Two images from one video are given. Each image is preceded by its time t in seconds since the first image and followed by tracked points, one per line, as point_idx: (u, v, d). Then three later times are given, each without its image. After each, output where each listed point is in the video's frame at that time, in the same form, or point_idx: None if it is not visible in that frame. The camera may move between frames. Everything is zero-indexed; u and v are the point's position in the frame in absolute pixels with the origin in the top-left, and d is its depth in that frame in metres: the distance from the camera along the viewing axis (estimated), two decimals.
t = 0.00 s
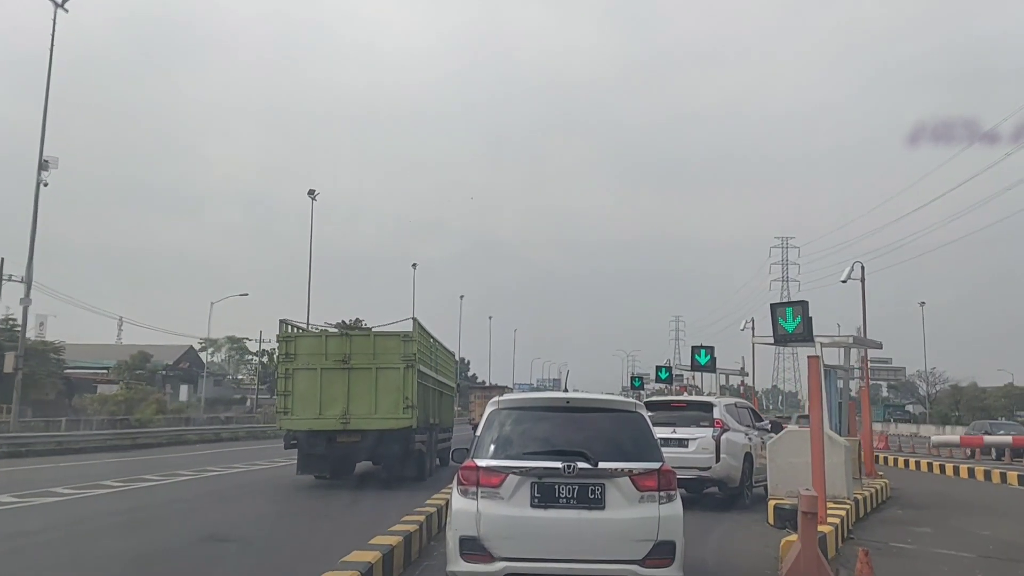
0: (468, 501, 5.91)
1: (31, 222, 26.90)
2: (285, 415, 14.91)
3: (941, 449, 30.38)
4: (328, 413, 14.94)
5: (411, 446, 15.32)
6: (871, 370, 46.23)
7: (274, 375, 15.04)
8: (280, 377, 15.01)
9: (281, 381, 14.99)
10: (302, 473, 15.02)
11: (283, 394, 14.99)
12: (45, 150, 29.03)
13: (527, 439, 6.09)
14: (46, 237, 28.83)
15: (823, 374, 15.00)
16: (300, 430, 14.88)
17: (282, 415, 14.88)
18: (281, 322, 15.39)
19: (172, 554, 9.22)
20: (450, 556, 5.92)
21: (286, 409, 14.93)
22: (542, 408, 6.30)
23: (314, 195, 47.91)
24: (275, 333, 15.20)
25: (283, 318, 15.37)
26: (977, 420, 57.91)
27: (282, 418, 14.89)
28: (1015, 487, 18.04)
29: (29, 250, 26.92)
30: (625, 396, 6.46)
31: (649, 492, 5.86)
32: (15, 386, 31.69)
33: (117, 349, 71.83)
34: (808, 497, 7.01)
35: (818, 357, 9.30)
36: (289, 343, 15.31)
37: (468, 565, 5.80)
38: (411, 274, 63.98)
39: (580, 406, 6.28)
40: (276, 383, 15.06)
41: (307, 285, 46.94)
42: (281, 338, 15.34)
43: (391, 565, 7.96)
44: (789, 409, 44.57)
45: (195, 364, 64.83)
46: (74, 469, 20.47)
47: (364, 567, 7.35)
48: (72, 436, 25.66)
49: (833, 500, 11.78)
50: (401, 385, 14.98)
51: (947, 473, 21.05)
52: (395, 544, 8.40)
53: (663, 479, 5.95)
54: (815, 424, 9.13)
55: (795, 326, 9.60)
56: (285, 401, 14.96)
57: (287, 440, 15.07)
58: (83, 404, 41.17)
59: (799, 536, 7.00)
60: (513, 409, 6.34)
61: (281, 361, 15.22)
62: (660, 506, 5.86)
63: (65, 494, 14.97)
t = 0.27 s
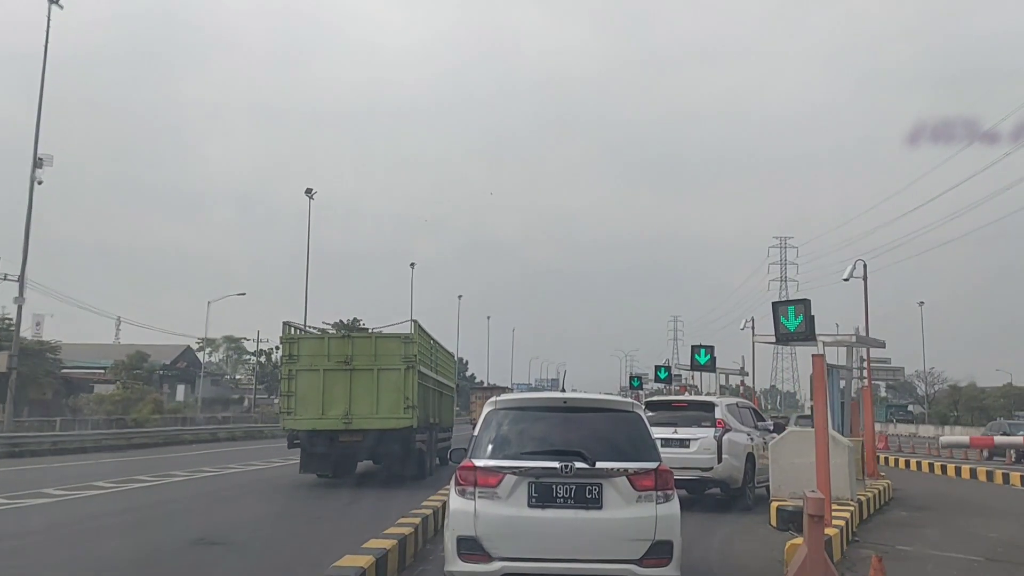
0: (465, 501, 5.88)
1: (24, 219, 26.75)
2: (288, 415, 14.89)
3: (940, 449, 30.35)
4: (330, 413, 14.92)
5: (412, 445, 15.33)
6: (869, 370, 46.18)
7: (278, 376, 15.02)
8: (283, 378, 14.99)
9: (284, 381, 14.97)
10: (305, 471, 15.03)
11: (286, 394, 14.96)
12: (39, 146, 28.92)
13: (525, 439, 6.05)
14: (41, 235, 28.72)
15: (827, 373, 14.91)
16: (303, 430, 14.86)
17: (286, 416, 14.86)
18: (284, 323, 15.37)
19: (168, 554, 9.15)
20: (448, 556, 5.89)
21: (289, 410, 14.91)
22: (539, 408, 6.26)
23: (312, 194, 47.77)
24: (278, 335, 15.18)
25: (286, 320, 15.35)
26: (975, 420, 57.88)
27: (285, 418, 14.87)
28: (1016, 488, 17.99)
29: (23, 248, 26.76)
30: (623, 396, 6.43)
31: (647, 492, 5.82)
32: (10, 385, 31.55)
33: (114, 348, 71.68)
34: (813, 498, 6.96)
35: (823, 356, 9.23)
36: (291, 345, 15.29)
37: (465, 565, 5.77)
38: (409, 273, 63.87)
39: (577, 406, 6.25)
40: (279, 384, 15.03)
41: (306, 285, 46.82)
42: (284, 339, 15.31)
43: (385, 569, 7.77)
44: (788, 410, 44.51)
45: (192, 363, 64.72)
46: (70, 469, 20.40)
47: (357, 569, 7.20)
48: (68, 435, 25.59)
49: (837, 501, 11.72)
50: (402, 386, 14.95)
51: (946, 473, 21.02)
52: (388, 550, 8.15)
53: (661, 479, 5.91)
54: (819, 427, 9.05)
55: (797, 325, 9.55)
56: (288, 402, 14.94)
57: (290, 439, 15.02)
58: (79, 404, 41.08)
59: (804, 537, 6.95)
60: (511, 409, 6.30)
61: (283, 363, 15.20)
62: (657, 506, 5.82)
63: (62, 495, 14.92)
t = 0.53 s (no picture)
0: (462, 500, 5.83)
1: (20, 218, 26.63)
2: (291, 416, 14.85)
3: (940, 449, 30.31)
4: (332, 414, 14.88)
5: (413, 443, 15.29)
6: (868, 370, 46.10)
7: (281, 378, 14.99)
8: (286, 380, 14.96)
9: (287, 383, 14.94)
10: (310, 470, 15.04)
11: (289, 396, 14.93)
12: (34, 145, 28.84)
13: (523, 439, 6.01)
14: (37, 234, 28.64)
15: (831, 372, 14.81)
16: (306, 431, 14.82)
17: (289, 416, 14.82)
18: (287, 326, 15.35)
19: (167, 553, 9.08)
20: (445, 555, 5.84)
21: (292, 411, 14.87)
22: (537, 408, 6.22)
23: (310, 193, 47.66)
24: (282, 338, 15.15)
25: (289, 323, 15.32)
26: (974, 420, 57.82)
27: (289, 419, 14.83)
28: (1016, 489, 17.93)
29: (18, 246, 26.65)
30: (620, 395, 6.38)
31: (644, 491, 5.77)
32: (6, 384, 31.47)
33: (111, 348, 71.59)
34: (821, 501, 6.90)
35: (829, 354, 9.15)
36: (295, 347, 15.26)
37: (463, 565, 5.72)
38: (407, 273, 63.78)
39: (574, 406, 6.20)
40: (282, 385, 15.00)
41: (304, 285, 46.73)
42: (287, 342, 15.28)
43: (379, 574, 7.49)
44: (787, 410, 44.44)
45: (190, 363, 64.64)
46: (67, 469, 20.34)
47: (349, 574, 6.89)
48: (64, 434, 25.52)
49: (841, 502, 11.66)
50: (402, 387, 14.90)
51: (946, 473, 20.96)
52: (381, 551, 7.89)
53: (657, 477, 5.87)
54: (825, 424, 8.87)
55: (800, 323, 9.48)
56: (291, 403, 14.90)
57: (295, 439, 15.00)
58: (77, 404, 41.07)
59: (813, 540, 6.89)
60: (508, 409, 6.26)
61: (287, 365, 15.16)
62: (654, 505, 5.78)
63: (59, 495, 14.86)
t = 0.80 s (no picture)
0: (461, 500, 5.79)
1: (15, 216, 26.54)
2: (294, 417, 14.82)
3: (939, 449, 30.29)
4: (335, 415, 14.85)
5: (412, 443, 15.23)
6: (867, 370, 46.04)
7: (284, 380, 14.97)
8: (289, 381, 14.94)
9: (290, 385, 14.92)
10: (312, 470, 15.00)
11: (292, 397, 14.91)
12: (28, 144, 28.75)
13: (520, 439, 5.97)
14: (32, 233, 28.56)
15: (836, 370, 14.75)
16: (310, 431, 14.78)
17: (292, 417, 14.79)
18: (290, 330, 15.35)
19: (164, 554, 9.03)
20: (443, 556, 5.80)
21: (295, 412, 14.84)
22: (534, 407, 6.18)
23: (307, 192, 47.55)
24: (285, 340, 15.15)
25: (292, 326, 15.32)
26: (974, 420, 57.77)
27: (292, 419, 14.80)
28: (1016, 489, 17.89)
29: (13, 245, 26.52)
30: (618, 395, 6.35)
31: (641, 490, 5.74)
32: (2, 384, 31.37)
33: (108, 348, 71.45)
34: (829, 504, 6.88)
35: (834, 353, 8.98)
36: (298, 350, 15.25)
37: (461, 565, 5.68)
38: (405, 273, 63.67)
39: (572, 406, 6.16)
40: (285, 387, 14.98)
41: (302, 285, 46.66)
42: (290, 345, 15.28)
43: None
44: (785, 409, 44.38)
45: (187, 363, 64.54)
46: (64, 469, 20.27)
47: None
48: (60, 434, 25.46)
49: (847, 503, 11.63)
50: (403, 388, 14.88)
51: (946, 473, 20.93)
52: (375, 555, 7.65)
53: (655, 477, 5.83)
54: (831, 423, 8.82)
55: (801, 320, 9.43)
56: (294, 404, 14.87)
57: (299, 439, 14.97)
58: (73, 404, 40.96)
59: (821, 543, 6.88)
60: (506, 409, 6.22)
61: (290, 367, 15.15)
62: (651, 505, 5.74)
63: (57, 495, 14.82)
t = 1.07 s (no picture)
0: (458, 499, 5.76)
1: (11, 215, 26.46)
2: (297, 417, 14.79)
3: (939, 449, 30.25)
4: (338, 414, 14.82)
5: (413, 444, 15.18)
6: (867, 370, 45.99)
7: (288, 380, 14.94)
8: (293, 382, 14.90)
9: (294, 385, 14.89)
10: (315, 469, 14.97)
11: (295, 397, 14.87)
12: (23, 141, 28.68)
13: (518, 438, 5.94)
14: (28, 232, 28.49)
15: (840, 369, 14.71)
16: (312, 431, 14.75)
17: (295, 417, 14.76)
18: (294, 331, 15.31)
19: (161, 555, 8.97)
20: (441, 555, 5.77)
21: (298, 412, 14.81)
22: (531, 407, 6.14)
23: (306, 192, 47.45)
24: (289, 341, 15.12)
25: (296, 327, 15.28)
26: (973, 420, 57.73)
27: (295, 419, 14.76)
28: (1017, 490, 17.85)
29: (9, 245, 26.44)
30: (616, 395, 6.32)
31: (638, 489, 5.71)
32: None
33: (106, 348, 71.34)
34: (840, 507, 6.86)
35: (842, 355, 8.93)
36: (302, 351, 15.22)
37: (459, 564, 5.65)
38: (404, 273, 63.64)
39: (569, 405, 6.13)
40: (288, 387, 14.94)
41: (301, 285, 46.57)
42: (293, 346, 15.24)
43: None
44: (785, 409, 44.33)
45: (185, 363, 64.46)
46: (61, 470, 20.21)
47: None
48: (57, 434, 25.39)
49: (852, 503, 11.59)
50: (403, 389, 14.84)
51: (947, 473, 20.89)
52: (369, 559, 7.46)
53: (652, 476, 5.80)
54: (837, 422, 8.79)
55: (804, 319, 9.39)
56: (297, 404, 14.84)
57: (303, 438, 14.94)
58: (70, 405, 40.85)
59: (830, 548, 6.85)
60: (504, 409, 6.19)
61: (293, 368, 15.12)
62: (649, 504, 5.71)
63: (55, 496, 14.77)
